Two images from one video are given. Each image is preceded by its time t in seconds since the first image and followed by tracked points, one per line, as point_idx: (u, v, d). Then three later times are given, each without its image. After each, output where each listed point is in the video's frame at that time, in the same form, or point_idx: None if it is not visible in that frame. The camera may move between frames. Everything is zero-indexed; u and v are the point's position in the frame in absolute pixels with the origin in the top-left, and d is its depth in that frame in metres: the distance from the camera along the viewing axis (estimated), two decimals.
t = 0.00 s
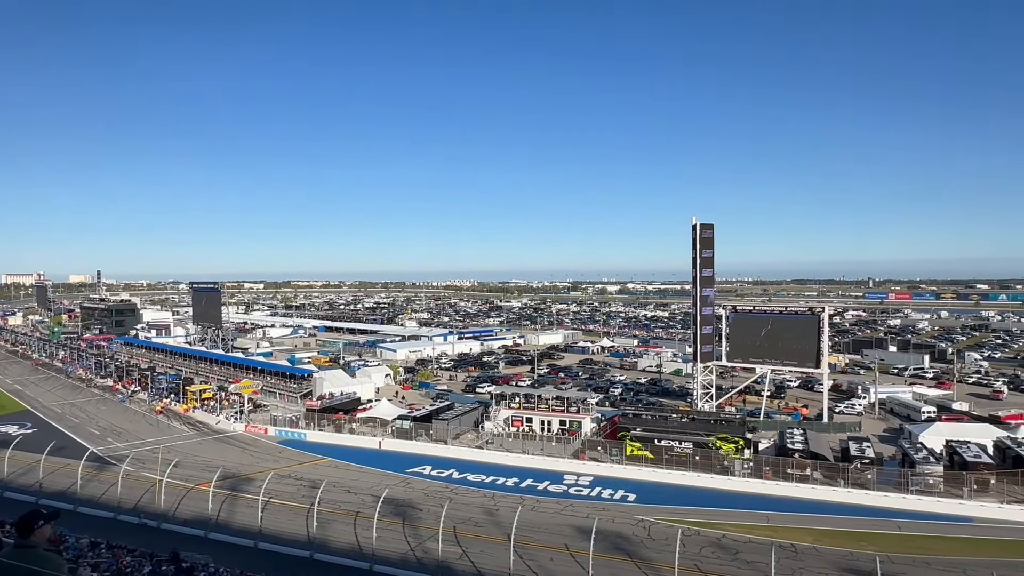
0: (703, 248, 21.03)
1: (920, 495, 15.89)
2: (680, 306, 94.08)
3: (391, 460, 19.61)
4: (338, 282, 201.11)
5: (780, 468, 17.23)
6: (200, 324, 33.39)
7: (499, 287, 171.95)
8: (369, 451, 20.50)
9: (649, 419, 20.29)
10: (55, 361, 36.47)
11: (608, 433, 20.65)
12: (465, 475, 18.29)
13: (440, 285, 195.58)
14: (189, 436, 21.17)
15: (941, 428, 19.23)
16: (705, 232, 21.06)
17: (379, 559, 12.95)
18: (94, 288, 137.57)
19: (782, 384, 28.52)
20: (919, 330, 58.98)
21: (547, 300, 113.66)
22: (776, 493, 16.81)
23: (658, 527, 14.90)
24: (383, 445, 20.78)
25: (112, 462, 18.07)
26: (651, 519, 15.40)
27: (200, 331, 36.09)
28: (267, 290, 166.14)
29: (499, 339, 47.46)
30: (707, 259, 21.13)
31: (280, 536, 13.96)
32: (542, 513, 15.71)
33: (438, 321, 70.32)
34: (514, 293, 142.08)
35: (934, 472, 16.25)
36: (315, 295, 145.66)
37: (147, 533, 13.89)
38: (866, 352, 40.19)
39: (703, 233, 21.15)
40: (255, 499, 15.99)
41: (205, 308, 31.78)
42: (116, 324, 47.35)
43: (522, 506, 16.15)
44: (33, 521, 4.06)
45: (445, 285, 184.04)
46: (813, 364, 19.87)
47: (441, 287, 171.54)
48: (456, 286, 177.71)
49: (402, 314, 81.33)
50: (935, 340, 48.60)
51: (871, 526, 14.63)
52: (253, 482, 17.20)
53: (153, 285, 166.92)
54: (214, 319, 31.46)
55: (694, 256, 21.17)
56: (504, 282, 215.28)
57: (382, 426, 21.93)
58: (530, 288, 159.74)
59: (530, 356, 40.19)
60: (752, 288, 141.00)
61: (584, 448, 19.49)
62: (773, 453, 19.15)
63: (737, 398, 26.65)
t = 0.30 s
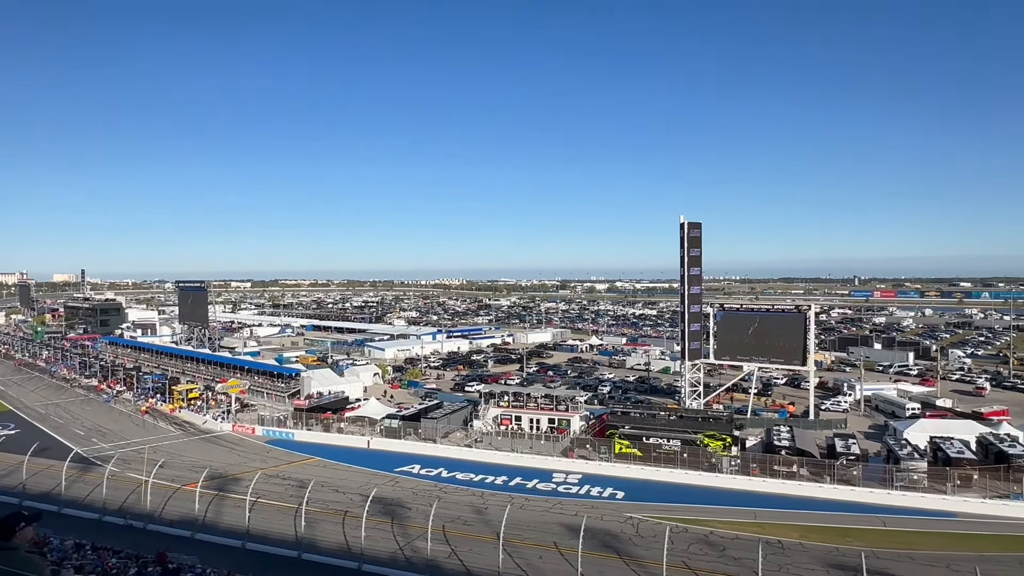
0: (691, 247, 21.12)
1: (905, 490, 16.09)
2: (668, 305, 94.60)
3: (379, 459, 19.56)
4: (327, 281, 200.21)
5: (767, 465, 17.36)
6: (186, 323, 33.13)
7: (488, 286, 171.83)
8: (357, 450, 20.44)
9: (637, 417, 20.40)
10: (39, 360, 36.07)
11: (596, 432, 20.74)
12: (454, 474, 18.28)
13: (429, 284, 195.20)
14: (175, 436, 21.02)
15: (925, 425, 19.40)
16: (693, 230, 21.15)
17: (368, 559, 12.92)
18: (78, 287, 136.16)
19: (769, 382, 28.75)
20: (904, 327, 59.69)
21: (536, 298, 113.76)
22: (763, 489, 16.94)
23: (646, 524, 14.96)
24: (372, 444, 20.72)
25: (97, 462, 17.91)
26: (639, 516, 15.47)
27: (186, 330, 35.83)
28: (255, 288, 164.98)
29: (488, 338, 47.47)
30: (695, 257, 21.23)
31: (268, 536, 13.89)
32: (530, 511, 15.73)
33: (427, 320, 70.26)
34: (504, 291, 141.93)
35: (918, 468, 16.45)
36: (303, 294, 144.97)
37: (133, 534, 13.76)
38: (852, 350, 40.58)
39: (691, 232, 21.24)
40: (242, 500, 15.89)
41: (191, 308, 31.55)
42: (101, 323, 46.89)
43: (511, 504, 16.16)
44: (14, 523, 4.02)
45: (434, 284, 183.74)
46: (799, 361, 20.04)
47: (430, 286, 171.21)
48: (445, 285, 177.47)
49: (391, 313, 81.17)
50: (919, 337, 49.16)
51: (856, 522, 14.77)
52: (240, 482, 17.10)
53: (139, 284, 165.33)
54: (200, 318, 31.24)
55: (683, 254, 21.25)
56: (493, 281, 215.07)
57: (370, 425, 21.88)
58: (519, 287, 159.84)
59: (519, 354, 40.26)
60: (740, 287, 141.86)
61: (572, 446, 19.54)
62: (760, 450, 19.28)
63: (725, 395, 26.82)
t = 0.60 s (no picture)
0: (684, 245, 21.17)
1: (897, 487, 16.20)
2: (661, 303, 94.65)
3: (373, 458, 19.54)
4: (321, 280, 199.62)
5: (760, 461, 17.45)
6: (179, 322, 32.99)
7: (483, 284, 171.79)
8: (351, 449, 20.41)
9: (631, 414, 20.48)
10: (30, 360, 35.87)
11: (591, 430, 20.83)
12: (449, 472, 18.28)
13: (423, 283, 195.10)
14: (168, 436, 20.94)
15: (917, 421, 19.53)
16: (687, 228, 21.20)
17: (362, 558, 12.90)
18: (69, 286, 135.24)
19: (762, 379, 28.87)
20: (896, 325, 60.00)
21: (531, 297, 113.79)
22: (757, 486, 17.00)
23: (640, 521, 15.00)
24: (366, 442, 20.70)
25: (89, 463, 17.83)
26: (633, 514, 15.51)
27: (178, 329, 35.70)
28: (248, 288, 164.29)
29: (482, 336, 47.47)
30: (688, 255, 21.28)
31: (262, 536, 13.86)
32: (525, 509, 15.76)
33: (421, 318, 70.27)
34: (498, 289, 141.76)
35: (910, 464, 16.57)
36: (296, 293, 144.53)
37: (126, 534, 13.70)
38: (844, 347, 40.79)
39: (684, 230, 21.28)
40: (235, 499, 15.84)
41: (184, 307, 31.42)
42: (93, 323, 46.67)
43: (505, 502, 16.17)
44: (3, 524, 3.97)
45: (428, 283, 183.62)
46: (792, 358, 20.17)
47: (424, 285, 171.01)
48: (439, 284, 177.24)
49: (386, 311, 81.09)
50: (911, 335, 49.44)
51: (848, 518, 14.86)
52: (233, 481, 17.05)
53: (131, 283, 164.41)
54: (193, 318, 31.12)
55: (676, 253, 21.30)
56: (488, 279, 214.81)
57: (364, 424, 21.86)
58: (513, 285, 159.69)
59: (513, 353, 40.27)
60: (734, 285, 142.08)
61: (566, 444, 19.64)
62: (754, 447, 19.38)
63: (718, 393, 26.93)
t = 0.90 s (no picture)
0: (683, 243, 21.16)
1: (896, 483, 16.23)
2: (661, 300, 94.53)
3: (373, 456, 19.56)
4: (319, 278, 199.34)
5: (759, 459, 17.48)
6: (178, 322, 32.96)
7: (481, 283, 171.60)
8: (351, 447, 20.41)
9: (630, 412, 20.54)
10: (28, 360, 35.86)
11: (590, 427, 20.79)
12: (448, 470, 18.30)
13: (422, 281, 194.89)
14: (168, 435, 20.94)
15: (916, 417, 19.65)
16: (686, 226, 21.19)
17: (362, 556, 12.91)
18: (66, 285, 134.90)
19: (761, 377, 28.88)
20: (895, 322, 60.05)
21: (529, 295, 113.68)
22: (756, 483, 17.03)
23: (640, 519, 15.02)
24: (366, 441, 20.70)
25: (88, 462, 17.83)
26: (632, 511, 15.53)
27: (177, 328, 35.68)
28: (248, 287, 164.22)
29: (481, 334, 47.46)
30: (687, 253, 21.28)
31: (262, 535, 13.86)
32: (524, 507, 15.77)
33: (420, 316, 70.17)
34: (498, 288, 141.65)
35: (909, 461, 16.60)
36: (294, 292, 144.29)
37: (126, 533, 13.70)
38: (843, 344, 40.82)
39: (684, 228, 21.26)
40: (235, 498, 15.85)
41: (182, 306, 31.39)
42: (92, 323, 46.62)
43: (505, 500, 16.19)
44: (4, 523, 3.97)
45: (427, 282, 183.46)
46: (791, 356, 20.27)
47: (423, 283, 170.82)
48: (438, 282, 177.06)
49: (385, 309, 80.98)
50: (910, 332, 49.46)
51: (847, 515, 14.88)
52: (233, 480, 17.05)
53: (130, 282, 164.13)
54: (191, 317, 31.10)
55: (675, 250, 21.28)
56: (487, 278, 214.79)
57: (364, 422, 21.89)
58: (512, 284, 159.49)
59: (512, 351, 40.29)
60: (733, 283, 142.25)
61: (566, 442, 19.66)
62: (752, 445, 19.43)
63: (717, 390, 26.97)
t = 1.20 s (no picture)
0: (686, 240, 21.12)
1: (900, 480, 16.20)
2: (664, 298, 94.28)
3: (377, 454, 19.60)
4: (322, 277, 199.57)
5: (763, 456, 17.46)
6: (181, 321, 33.03)
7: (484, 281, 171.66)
8: (355, 445, 20.45)
9: (634, 410, 20.49)
10: (34, 359, 36.00)
11: (593, 425, 20.71)
12: (452, 468, 18.32)
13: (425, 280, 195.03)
14: (172, 434, 21.01)
15: (920, 414, 19.63)
16: (689, 224, 21.15)
17: (366, 554, 12.93)
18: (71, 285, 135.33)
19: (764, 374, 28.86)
20: (899, 319, 59.89)
21: (532, 293, 113.60)
22: (760, 481, 17.02)
23: (644, 516, 15.02)
24: (369, 439, 20.72)
25: (93, 461, 17.90)
26: (636, 509, 15.53)
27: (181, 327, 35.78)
28: (251, 286, 164.60)
29: (484, 332, 47.49)
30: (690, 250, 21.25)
31: (266, 533, 13.89)
32: (528, 505, 15.78)
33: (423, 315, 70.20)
34: (501, 286, 141.13)
35: (914, 458, 16.55)
36: (297, 290, 144.55)
37: (131, 531, 13.75)
38: (847, 341, 40.73)
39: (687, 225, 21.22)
40: (240, 496, 15.90)
41: (186, 305, 31.47)
42: (96, 322, 46.76)
43: (508, 498, 16.20)
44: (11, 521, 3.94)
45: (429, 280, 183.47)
46: (795, 353, 20.18)
47: (426, 282, 170.91)
48: (441, 280, 177.20)
49: (388, 307, 81.05)
50: (914, 328, 49.33)
51: (851, 512, 14.86)
52: (237, 479, 17.11)
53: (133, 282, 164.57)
54: (195, 316, 31.17)
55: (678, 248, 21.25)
56: (490, 276, 214.68)
57: (367, 421, 21.92)
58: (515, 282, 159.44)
59: (516, 349, 40.31)
60: (737, 279, 141.64)
61: (569, 439, 19.57)
62: (756, 442, 19.41)
63: (721, 387, 26.96)
